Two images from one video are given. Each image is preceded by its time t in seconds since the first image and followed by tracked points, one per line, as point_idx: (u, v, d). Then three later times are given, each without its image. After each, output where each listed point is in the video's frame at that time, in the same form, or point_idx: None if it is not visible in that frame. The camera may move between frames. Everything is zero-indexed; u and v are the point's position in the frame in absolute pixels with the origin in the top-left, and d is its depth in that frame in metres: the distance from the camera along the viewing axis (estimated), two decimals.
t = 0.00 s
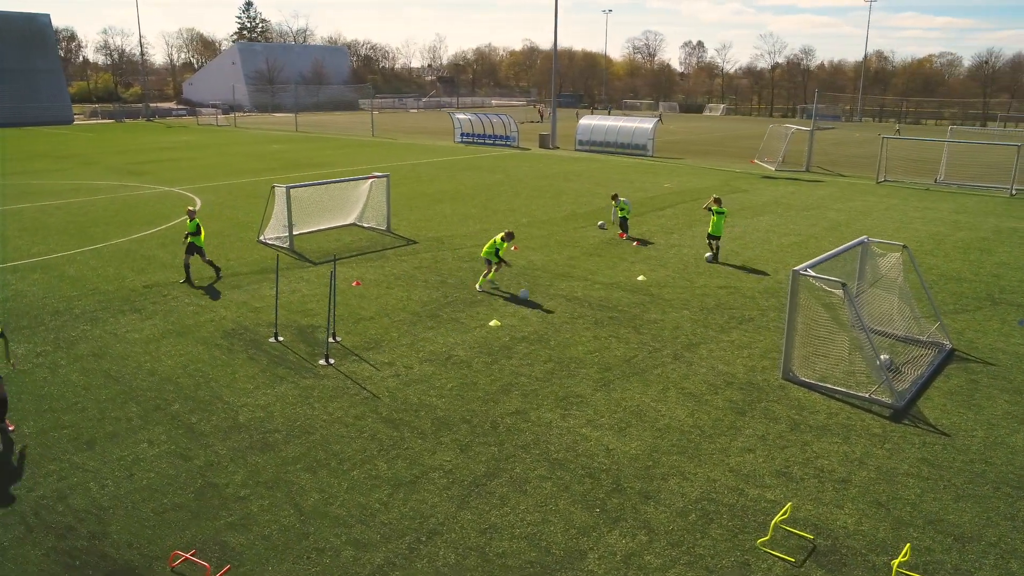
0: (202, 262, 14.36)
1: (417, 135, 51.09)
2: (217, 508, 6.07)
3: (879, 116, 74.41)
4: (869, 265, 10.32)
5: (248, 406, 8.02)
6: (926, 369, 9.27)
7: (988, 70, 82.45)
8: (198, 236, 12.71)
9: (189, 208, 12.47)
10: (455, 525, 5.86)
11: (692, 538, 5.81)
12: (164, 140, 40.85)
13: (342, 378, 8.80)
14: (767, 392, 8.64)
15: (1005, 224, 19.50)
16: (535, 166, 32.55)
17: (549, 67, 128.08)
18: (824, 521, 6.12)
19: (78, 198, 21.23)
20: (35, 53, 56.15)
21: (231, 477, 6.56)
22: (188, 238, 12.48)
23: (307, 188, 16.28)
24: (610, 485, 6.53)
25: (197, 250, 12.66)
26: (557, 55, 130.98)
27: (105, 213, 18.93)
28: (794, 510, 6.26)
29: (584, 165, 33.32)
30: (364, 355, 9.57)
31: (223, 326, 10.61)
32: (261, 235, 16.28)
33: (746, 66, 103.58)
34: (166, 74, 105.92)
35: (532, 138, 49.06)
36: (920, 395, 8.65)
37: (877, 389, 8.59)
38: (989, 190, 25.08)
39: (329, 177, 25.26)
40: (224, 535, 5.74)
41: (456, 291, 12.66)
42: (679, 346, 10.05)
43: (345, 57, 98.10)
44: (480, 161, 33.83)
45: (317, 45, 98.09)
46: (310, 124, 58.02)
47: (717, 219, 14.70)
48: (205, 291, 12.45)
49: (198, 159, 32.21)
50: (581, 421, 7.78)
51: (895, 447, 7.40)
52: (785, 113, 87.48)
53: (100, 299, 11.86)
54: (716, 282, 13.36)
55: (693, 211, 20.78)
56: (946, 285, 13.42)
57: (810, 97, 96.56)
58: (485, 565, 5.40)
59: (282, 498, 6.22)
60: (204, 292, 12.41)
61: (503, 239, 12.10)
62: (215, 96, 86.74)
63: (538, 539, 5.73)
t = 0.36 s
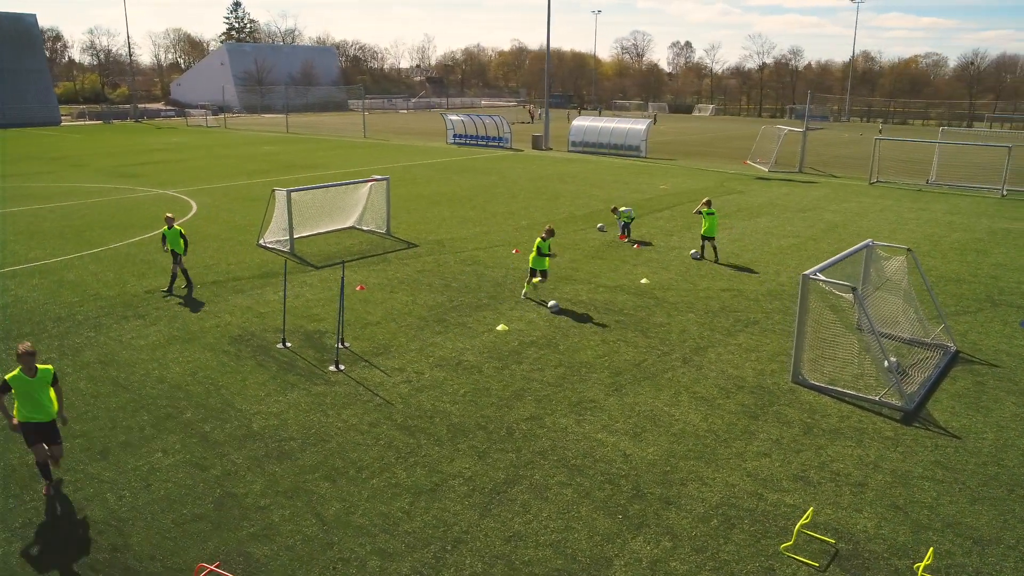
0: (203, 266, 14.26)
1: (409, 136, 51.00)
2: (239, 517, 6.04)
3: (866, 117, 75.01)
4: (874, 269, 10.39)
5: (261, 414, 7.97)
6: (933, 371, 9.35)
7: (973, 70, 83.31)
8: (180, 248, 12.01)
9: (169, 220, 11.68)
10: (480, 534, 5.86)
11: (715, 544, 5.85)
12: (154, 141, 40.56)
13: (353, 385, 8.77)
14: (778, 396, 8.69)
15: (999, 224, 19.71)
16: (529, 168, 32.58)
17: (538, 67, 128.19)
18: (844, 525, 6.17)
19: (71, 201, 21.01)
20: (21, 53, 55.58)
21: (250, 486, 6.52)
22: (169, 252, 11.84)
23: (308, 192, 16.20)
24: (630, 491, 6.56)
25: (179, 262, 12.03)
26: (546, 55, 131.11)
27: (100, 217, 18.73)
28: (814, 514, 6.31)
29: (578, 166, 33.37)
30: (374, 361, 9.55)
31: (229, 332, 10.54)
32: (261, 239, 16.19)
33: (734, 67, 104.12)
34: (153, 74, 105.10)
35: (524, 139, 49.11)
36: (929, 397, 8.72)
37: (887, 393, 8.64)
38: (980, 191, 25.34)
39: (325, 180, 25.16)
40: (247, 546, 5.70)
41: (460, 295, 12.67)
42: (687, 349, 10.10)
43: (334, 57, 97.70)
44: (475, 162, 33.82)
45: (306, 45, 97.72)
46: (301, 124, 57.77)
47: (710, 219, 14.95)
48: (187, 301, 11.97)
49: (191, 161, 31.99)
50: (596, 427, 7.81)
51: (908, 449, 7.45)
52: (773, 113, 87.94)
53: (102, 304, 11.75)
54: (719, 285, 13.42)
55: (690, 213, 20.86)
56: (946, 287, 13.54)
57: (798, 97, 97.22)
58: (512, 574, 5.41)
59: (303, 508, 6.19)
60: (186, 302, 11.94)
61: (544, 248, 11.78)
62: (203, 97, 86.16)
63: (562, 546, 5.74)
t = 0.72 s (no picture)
0: (203, 270, 14.15)
1: (400, 137, 50.90)
2: (259, 525, 5.99)
3: (854, 117, 75.61)
4: (877, 272, 10.49)
5: (271, 420, 7.91)
6: (939, 373, 9.42)
7: (959, 71, 84.18)
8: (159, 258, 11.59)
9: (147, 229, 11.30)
10: (502, 541, 5.85)
11: (737, 548, 5.87)
12: (144, 143, 40.21)
13: (363, 390, 8.74)
14: (787, 398, 8.72)
15: (992, 225, 19.93)
16: (524, 169, 32.61)
17: (528, 68, 128.28)
18: (862, 527, 6.21)
19: (64, 204, 20.80)
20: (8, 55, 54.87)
21: (267, 494, 6.47)
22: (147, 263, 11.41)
23: (308, 195, 16.13)
24: (648, 495, 6.58)
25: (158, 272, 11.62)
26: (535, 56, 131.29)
27: (94, 220, 18.53)
28: (832, 516, 6.34)
29: (572, 168, 33.43)
30: (383, 366, 9.51)
31: (235, 337, 10.46)
32: (260, 242, 16.11)
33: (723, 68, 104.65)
34: (140, 75, 104.27)
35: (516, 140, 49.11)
36: (936, 399, 8.77)
37: (896, 395, 8.69)
38: (972, 191, 25.61)
39: (320, 182, 25.06)
40: (268, 555, 5.66)
41: (464, 298, 12.66)
42: (695, 352, 10.15)
43: (323, 58, 97.32)
44: (469, 164, 33.80)
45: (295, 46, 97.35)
46: (292, 126, 57.58)
47: (699, 218, 15.23)
48: (166, 313, 11.53)
49: (183, 162, 31.73)
50: (609, 431, 7.83)
51: (919, 450, 7.50)
52: (761, 113, 88.47)
53: (103, 308, 11.62)
54: (722, 287, 13.49)
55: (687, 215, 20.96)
56: (944, 288, 13.66)
57: (786, 98, 97.96)
58: None
59: (322, 516, 6.16)
60: (164, 313, 11.51)
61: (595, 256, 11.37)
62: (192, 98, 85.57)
63: (585, 552, 5.75)
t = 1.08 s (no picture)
0: (200, 274, 14.04)
1: (391, 138, 50.75)
2: (273, 532, 5.97)
3: (840, 116, 76.26)
4: (878, 273, 10.59)
5: (279, 426, 7.87)
6: (940, 374, 9.51)
7: (942, 71, 85.17)
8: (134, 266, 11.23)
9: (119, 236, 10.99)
10: (519, 546, 5.85)
11: (753, 550, 5.90)
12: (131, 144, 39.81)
13: (369, 394, 8.71)
14: (792, 399, 8.78)
15: (981, 224, 20.18)
16: (516, 170, 32.63)
17: (515, 68, 128.40)
18: (875, 528, 6.25)
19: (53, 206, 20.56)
20: None
21: (280, 501, 6.43)
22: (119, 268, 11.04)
23: (304, 198, 16.06)
24: (661, 498, 6.60)
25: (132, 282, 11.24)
26: (523, 57, 131.38)
27: (86, 223, 18.33)
28: (845, 517, 6.39)
29: (564, 169, 33.50)
30: (388, 370, 9.49)
31: (237, 342, 10.39)
32: (256, 245, 16.01)
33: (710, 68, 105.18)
34: (124, 75, 103.22)
35: (506, 141, 49.13)
36: (939, 399, 8.87)
37: (901, 394, 8.77)
38: (960, 191, 25.91)
39: (313, 185, 24.95)
40: (285, 564, 5.62)
41: (466, 301, 12.69)
42: (698, 354, 10.21)
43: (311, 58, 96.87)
44: (461, 165, 33.81)
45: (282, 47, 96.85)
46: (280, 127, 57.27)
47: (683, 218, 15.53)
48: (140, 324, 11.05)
49: (172, 164, 31.43)
50: (618, 434, 7.85)
51: (925, 450, 7.58)
52: (748, 113, 89.01)
53: (100, 313, 11.49)
54: (720, 289, 13.58)
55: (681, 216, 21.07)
56: (939, 288, 13.80)
57: (772, 99, 98.65)
58: None
59: (337, 523, 6.13)
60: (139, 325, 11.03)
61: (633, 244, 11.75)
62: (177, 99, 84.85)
63: (602, 556, 5.76)
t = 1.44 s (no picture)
0: (194, 277, 13.92)
1: (378, 139, 50.53)
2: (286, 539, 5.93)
3: (823, 116, 77.10)
4: (873, 274, 10.72)
5: (285, 431, 7.82)
6: (936, 373, 9.64)
7: (922, 70, 86.36)
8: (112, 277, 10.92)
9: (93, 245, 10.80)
10: (534, 550, 5.85)
11: (765, 550, 5.95)
12: (115, 146, 39.35)
13: (374, 399, 8.68)
14: (794, 399, 8.87)
15: (968, 224, 20.48)
16: (506, 171, 32.67)
17: (500, 68, 128.43)
18: (883, 527, 6.33)
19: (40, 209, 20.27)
20: None
21: (291, 508, 6.39)
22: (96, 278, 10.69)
23: (298, 200, 15.98)
24: (671, 500, 6.64)
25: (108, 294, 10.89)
26: (507, 57, 131.42)
27: (74, 226, 18.08)
28: (854, 516, 6.47)
29: (553, 170, 33.58)
30: (391, 374, 9.47)
31: (236, 347, 10.31)
32: (250, 248, 15.90)
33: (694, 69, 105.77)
34: (104, 76, 101.91)
35: (493, 142, 49.11)
36: (937, 398, 8.99)
37: (900, 394, 8.88)
38: (945, 191, 26.27)
39: (303, 187, 24.82)
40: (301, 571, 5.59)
41: (465, 304, 12.70)
42: (698, 355, 10.29)
43: (295, 59, 96.31)
44: (450, 166, 33.78)
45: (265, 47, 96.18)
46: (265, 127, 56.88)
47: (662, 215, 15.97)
48: (115, 337, 10.58)
49: (158, 166, 31.11)
50: (625, 436, 7.89)
51: (928, 449, 7.68)
52: (732, 113, 89.66)
53: (95, 318, 11.34)
54: (716, 290, 13.68)
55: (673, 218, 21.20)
56: (931, 287, 13.99)
57: (755, 99, 99.42)
58: None
59: (350, 529, 6.10)
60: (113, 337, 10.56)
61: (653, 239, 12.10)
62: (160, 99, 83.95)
63: (617, 559, 5.78)
